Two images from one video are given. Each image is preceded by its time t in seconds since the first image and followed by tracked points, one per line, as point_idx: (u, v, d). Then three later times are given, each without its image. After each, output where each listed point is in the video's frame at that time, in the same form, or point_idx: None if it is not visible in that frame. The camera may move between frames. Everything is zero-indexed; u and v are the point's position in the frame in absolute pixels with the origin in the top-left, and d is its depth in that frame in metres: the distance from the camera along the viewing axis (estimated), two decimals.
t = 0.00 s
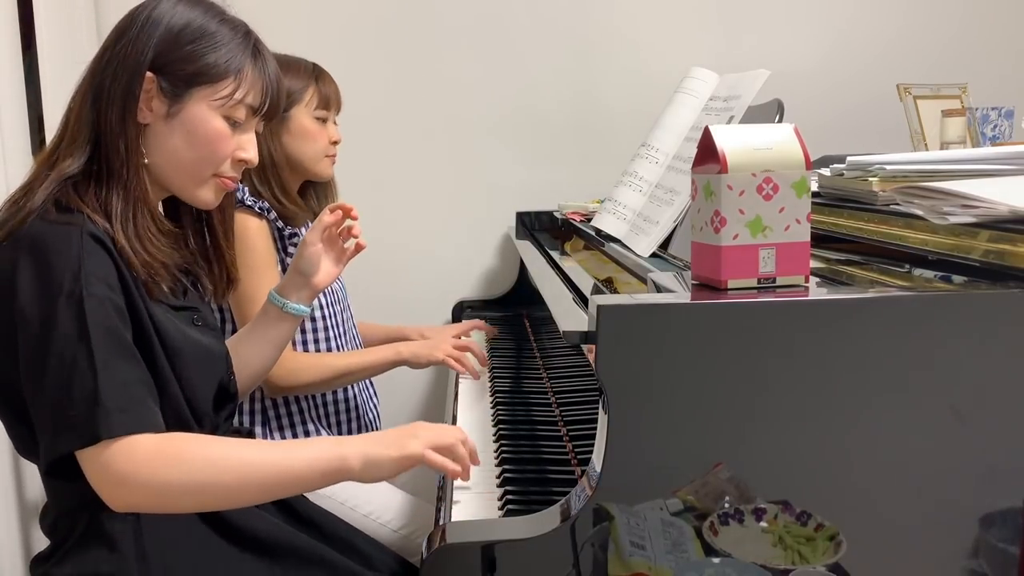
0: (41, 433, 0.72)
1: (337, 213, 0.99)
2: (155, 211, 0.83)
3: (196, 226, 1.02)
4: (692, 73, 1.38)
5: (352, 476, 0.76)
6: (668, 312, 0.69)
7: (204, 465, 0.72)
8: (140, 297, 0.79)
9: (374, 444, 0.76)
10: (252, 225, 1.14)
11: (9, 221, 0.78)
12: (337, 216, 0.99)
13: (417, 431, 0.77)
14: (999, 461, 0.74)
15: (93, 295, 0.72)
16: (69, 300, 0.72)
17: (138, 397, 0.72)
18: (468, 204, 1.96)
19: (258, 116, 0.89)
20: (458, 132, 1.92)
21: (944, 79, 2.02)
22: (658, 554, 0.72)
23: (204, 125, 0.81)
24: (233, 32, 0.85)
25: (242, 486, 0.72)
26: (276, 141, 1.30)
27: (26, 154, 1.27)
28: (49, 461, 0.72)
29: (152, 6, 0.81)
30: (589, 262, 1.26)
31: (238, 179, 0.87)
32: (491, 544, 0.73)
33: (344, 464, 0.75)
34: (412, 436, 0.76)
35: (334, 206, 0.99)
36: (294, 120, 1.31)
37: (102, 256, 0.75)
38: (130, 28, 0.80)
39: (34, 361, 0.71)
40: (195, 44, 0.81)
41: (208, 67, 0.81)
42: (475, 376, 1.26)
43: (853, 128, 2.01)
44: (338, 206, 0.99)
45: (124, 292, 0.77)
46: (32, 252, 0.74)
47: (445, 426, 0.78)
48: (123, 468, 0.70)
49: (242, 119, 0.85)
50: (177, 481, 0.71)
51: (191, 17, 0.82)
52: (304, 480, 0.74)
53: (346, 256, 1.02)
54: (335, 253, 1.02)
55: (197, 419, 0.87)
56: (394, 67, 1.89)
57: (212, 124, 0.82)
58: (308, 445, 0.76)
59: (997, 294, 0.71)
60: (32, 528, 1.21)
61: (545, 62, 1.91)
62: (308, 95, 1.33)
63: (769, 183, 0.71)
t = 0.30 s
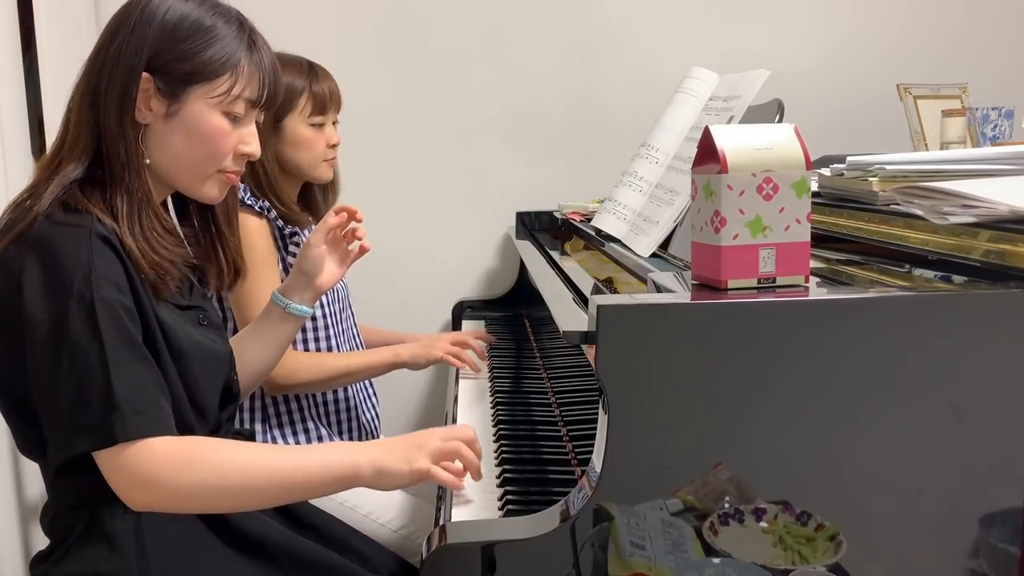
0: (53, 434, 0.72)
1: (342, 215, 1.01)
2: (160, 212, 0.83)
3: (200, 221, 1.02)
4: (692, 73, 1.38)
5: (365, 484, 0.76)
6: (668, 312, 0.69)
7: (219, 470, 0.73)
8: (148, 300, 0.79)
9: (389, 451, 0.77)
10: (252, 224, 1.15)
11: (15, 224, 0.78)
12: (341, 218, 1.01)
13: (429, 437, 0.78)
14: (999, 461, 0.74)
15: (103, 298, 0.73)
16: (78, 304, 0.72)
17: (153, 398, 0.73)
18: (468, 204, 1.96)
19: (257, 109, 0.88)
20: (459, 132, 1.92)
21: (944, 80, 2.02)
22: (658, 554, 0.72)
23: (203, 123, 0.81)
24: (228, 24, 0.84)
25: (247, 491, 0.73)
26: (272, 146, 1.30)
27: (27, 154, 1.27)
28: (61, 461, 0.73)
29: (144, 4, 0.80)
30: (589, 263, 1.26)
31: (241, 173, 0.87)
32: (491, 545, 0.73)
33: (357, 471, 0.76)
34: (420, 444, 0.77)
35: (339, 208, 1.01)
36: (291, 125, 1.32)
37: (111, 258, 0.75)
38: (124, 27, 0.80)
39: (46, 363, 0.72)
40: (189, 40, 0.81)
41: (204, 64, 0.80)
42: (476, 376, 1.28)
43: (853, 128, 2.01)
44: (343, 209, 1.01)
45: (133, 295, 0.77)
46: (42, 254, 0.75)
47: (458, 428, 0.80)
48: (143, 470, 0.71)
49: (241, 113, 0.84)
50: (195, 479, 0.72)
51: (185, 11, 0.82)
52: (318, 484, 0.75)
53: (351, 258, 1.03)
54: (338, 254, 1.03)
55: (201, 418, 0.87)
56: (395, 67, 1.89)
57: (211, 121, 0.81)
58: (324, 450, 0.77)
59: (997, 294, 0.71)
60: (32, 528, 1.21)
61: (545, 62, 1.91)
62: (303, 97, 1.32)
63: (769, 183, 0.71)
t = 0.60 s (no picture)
0: (70, 429, 0.73)
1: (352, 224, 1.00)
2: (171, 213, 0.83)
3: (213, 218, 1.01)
4: (692, 73, 1.38)
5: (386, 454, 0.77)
6: (667, 312, 0.69)
7: (242, 455, 0.74)
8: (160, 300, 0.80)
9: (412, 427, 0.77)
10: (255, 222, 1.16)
11: (27, 225, 0.78)
12: (352, 226, 1.00)
13: (453, 431, 0.77)
14: (998, 461, 0.74)
15: (117, 295, 0.73)
16: (92, 302, 0.73)
17: (173, 390, 0.74)
18: (467, 204, 1.96)
19: (266, 109, 0.88)
20: (459, 133, 1.92)
21: (943, 80, 2.02)
22: (658, 554, 0.72)
23: (212, 124, 0.81)
24: (234, 23, 0.83)
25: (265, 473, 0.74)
26: (275, 144, 1.30)
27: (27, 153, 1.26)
28: (77, 457, 0.73)
29: (150, 7, 0.80)
30: (589, 263, 1.26)
31: (252, 173, 0.87)
32: (491, 545, 0.72)
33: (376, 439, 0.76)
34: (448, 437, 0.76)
35: (351, 216, 1.01)
36: (296, 121, 1.32)
37: (122, 256, 0.76)
38: (131, 30, 0.80)
39: (62, 360, 0.73)
40: (195, 42, 0.80)
41: (211, 66, 0.80)
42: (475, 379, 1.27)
43: (852, 129, 2.01)
44: (353, 217, 1.01)
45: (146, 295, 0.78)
46: (53, 252, 0.75)
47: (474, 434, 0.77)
48: (167, 462, 0.72)
49: (250, 114, 0.84)
50: (217, 467, 0.73)
51: (192, 12, 0.81)
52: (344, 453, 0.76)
53: (360, 267, 1.03)
54: (347, 263, 1.03)
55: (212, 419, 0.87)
56: (394, 67, 1.89)
57: (219, 122, 0.81)
58: (345, 421, 0.78)
59: (996, 294, 0.71)
60: (32, 529, 1.21)
61: (545, 62, 1.91)
62: (309, 95, 1.33)
63: (769, 183, 0.71)
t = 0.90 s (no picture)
0: (66, 438, 0.74)
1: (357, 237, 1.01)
2: (170, 229, 0.83)
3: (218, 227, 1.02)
4: (692, 73, 1.38)
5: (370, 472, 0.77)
6: (667, 312, 0.69)
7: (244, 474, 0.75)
8: (159, 316, 0.79)
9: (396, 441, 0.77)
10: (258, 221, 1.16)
11: (27, 231, 0.79)
12: (355, 240, 1.01)
13: (429, 439, 0.78)
14: (998, 461, 0.74)
15: (116, 317, 0.73)
16: (91, 323, 0.73)
17: (169, 407, 0.74)
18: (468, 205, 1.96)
19: (276, 129, 0.87)
20: (459, 133, 1.92)
21: (944, 80, 2.02)
22: (658, 554, 0.72)
23: (213, 144, 0.80)
24: (247, 40, 0.82)
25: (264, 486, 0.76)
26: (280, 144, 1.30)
27: (27, 153, 1.26)
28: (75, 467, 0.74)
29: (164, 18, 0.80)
30: (589, 262, 1.26)
31: (254, 191, 0.87)
32: (491, 544, 0.72)
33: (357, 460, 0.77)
34: (421, 444, 0.77)
35: (356, 230, 1.02)
36: (303, 121, 1.32)
37: (120, 274, 0.75)
38: (143, 40, 0.80)
39: (58, 375, 0.73)
40: (205, 59, 0.80)
41: (218, 85, 0.80)
42: (477, 377, 1.28)
43: (852, 129, 2.01)
44: (358, 231, 1.02)
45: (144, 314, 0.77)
46: (51, 265, 0.75)
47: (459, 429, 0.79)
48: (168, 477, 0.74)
49: (254, 135, 0.83)
50: (209, 484, 0.74)
51: (206, 27, 0.80)
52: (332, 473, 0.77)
53: (360, 280, 1.04)
54: (349, 277, 1.03)
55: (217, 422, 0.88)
56: (394, 67, 1.88)
57: (221, 143, 0.81)
58: (333, 442, 0.79)
59: (997, 293, 0.71)
60: (32, 529, 1.21)
61: (545, 62, 1.91)
62: (318, 96, 1.33)
63: (769, 183, 0.71)
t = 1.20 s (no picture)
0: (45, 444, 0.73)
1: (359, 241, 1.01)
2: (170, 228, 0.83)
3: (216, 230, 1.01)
4: (692, 72, 1.38)
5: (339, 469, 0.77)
6: (666, 312, 0.69)
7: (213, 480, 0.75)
8: (150, 317, 0.79)
9: (366, 444, 0.78)
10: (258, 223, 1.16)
11: (24, 228, 0.79)
12: (356, 244, 1.01)
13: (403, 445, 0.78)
14: (998, 461, 0.74)
15: (101, 318, 0.73)
16: (77, 323, 0.73)
17: (145, 420, 0.74)
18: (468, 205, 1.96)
19: (285, 135, 0.86)
20: (460, 133, 1.92)
21: (944, 80, 2.02)
22: (658, 554, 0.72)
23: (217, 146, 0.80)
24: (259, 46, 0.82)
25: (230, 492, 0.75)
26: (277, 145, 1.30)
27: (27, 152, 1.26)
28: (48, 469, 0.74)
29: (178, 19, 0.80)
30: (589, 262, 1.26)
31: (256, 197, 0.86)
32: (491, 545, 0.72)
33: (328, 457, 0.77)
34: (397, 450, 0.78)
35: (355, 234, 1.02)
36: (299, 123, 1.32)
37: (110, 274, 0.75)
38: (155, 39, 0.80)
39: (42, 377, 0.73)
40: (215, 61, 0.80)
41: (226, 88, 0.79)
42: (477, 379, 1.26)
43: (852, 129, 2.01)
44: (358, 236, 1.02)
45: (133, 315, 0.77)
46: (44, 263, 0.75)
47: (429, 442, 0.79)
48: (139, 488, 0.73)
49: (259, 140, 0.83)
50: (181, 491, 0.74)
51: (219, 29, 0.81)
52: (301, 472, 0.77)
53: (360, 285, 1.04)
54: (350, 281, 1.03)
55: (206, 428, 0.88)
56: (395, 67, 1.88)
57: (225, 146, 0.80)
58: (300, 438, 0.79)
59: (997, 294, 0.71)
60: (32, 530, 1.21)
61: (545, 63, 1.91)
62: (312, 96, 1.33)
63: (769, 183, 0.71)
